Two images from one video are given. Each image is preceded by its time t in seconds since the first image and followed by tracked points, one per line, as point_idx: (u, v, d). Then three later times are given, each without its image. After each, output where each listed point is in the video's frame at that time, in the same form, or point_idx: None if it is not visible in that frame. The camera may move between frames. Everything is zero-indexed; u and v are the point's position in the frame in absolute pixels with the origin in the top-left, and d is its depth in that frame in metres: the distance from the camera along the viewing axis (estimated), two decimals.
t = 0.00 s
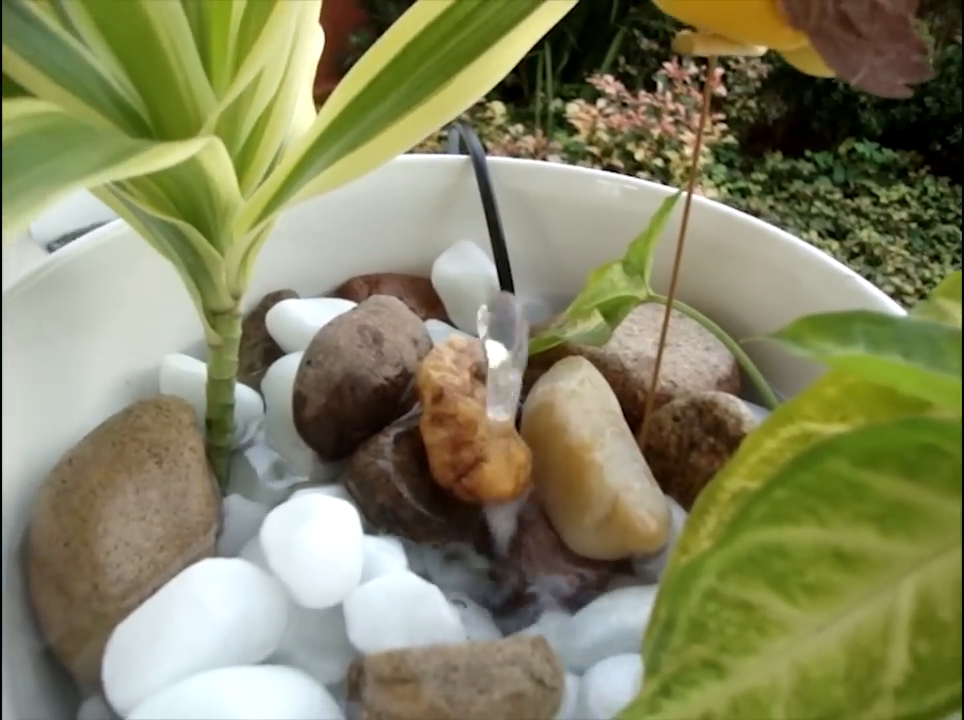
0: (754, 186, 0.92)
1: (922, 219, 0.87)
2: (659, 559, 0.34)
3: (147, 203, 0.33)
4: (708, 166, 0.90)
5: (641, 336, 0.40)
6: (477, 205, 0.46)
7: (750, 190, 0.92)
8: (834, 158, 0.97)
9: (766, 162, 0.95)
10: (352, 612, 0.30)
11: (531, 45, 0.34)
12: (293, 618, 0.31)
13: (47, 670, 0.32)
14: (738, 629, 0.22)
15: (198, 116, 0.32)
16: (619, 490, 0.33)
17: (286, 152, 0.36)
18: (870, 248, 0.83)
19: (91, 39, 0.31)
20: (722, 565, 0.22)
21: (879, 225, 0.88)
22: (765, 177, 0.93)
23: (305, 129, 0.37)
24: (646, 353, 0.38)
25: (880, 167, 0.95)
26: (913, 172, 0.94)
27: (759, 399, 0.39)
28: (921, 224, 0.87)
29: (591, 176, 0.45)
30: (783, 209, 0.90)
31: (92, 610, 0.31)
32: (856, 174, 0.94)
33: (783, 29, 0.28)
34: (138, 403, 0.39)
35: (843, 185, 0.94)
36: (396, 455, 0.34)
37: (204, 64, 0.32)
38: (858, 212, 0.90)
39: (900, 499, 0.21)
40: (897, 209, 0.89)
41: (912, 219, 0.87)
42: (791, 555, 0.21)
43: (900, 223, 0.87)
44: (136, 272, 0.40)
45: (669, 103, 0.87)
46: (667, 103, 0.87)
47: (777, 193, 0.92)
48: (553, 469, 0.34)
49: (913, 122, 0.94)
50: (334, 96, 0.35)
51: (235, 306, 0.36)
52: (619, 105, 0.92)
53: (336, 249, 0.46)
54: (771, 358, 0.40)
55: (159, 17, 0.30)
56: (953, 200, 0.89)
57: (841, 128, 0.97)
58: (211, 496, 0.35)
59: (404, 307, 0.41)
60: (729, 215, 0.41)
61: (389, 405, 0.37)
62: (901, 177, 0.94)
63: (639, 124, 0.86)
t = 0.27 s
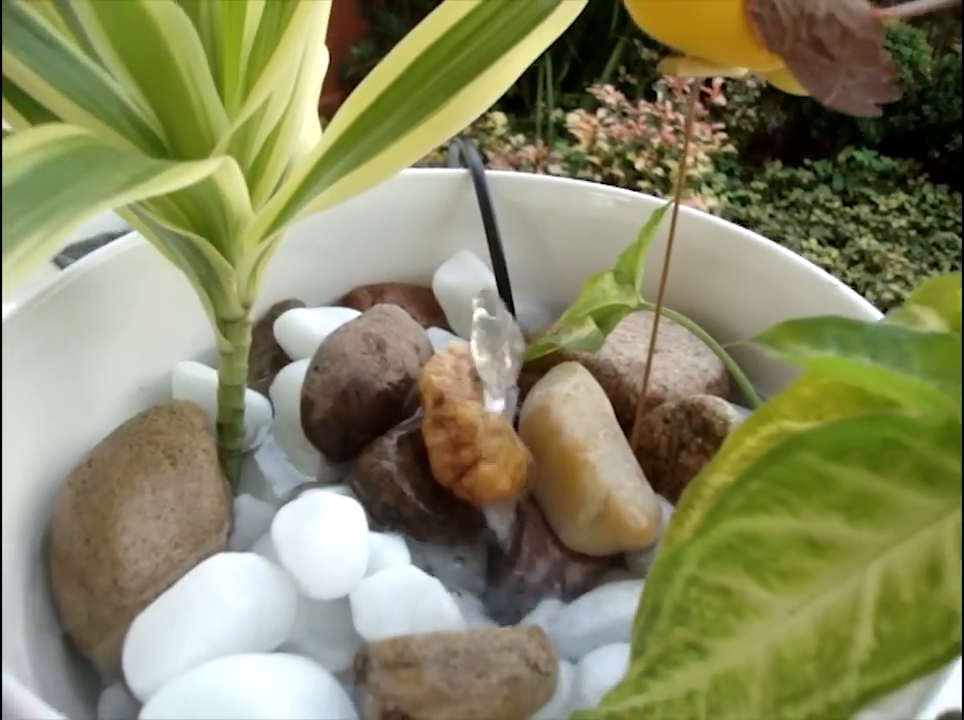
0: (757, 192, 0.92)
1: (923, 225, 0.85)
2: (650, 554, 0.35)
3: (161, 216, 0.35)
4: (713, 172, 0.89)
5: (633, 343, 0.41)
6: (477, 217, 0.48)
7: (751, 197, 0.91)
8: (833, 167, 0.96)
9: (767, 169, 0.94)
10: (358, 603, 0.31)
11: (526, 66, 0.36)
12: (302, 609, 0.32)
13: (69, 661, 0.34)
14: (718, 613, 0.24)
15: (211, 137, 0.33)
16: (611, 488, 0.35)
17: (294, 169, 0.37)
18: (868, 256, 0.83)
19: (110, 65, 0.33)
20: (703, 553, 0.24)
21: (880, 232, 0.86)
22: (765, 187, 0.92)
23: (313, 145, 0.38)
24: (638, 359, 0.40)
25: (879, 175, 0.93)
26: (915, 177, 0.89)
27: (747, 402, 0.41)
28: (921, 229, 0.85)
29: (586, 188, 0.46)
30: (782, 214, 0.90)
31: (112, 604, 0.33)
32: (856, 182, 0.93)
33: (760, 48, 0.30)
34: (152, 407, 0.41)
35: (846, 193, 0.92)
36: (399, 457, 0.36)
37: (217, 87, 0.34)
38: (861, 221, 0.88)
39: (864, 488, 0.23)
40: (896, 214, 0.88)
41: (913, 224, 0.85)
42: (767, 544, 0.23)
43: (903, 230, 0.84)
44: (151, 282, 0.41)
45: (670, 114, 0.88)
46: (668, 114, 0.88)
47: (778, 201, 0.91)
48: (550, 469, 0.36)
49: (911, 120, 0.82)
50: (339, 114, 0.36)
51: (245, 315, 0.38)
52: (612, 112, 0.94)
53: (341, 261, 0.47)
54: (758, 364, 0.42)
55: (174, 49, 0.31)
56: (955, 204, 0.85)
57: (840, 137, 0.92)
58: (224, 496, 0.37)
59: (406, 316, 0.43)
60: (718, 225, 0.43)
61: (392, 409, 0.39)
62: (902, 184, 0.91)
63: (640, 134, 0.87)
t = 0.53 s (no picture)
0: (745, 201, 1.01)
1: (912, 230, 0.99)
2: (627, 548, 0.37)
3: (163, 235, 0.37)
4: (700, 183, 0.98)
5: (612, 349, 0.43)
6: (463, 230, 0.50)
7: (743, 203, 1.02)
8: (824, 172, 1.05)
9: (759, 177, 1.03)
10: (351, 597, 0.33)
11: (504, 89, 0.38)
12: (298, 603, 0.35)
13: (81, 655, 0.36)
14: (681, 598, 0.25)
15: (210, 162, 0.35)
16: (589, 487, 0.37)
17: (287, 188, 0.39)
18: (860, 261, 0.97)
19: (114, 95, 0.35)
20: (666, 543, 0.25)
21: (870, 238, 0.99)
22: (757, 190, 1.02)
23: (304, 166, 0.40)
24: (616, 364, 0.42)
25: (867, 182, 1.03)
26: (903, 183, 1.00)
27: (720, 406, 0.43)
28: (910, 234, 0.99)
29: (566, 202, 0.48)
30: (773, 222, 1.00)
31: (120, 601, 0.35)
32: (846, 188, 1.04)
33: (716, 75, 0.32)
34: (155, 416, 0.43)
35: (836, 198, 1.04)
36: (390, 459, 0.38)
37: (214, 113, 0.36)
38: (851, 227, 1.01)
39: (809, 481, 0.25)
40: (884, 220, 1.00)
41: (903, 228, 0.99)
42: (724, 534, 0.25)
43: (893, 236, 0.99)
44: (153, 296, 0.43)
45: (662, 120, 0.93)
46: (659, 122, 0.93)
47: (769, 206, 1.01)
48: (532, 470, 0.38)
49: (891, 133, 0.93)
50: (328, 136, 0.38)
51: (243, 327, 0.40)
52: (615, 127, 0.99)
53: (332, 275, 0.49)
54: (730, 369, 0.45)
55: (176, 81, 0.33)
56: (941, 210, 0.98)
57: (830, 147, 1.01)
58: (224, 499, 0.39)
59: (396, 327, 0.45)
60: (689, 235, 0.45)
61: (382, 415, 0.41)
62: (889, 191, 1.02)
63: (631, 142, 0.92)
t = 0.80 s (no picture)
0: (731, 209, 0.91)
1: (898, 237, 0.88)
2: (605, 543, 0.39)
3: (164, 244, 0.39)
4: (692, 187, 0.91)
5: (592, 353, 0.45)
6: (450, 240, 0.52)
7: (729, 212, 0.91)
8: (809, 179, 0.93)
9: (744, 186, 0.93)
10: (344, 588, 0.35)
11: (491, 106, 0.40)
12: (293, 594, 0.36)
13: (85, 646, 0.38)
14: (651, 583, 0.27)
15: (210, 174, 0.37)
16: (569, 485, 0.38)
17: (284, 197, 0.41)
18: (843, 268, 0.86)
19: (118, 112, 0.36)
20: (637, 534, 0.27)
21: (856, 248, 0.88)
22: (745, 200, 0.92)
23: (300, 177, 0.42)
24: (596, 368, 0.44)
25: (855, 187, 0.92)
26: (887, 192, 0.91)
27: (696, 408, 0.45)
28: (896, 243, 0.88)
29: (548, 212, 0.50)
30: (758, 232, 0.90)
31: (123, 593, 0.37)
32: (834, 195, 0.91)
33: (688, 94, 0.33)
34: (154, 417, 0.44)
35: (822, 206, 0.91)
36: (380, 458, 0.40)
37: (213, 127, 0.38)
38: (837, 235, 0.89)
39: (771, 474, 0.27)
40: (870, 228, 0.89)
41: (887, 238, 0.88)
42: (691, 524, 0.27)
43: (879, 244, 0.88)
44: (152, 302, 0.45)
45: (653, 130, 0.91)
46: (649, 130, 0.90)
47: (756, 214, 0.91)
48: (516, 469, 0.40)
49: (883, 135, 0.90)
50: (325, 145, 0.40)
51: (239, 331, 0.42)
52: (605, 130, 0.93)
53: (324, 281, 0.51)
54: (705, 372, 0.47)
55: (178, 100, 0.35)
56: (931, 220, 0.88)
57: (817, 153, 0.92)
58: (222, 497, 0.41)
59: (386, 332, 0.47)
60: (665, 244, 0.47)
61: (373, 417, 0.43)
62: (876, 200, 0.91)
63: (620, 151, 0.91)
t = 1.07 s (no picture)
0: (727, 214, 0.73)
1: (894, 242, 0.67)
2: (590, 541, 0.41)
3: (167, 252, 0.40)
4: (688, 192, 0.74)
5: (579, 359, 0.47)
6: (442, 249, 0.53)
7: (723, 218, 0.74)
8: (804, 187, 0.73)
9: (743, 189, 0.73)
10: (339, 583, 0.37)
11: (483, 119, 0.42)
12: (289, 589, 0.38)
13: (88, 641, 0.39)
14: (630, 577, 0.29)
15: (210, 186, 0.39)
16: (555, 486, 0.40)
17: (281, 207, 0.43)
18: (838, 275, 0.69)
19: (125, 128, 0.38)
20: (616, 531, 0.28)
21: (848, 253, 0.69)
22: (740, 205, 0.73)
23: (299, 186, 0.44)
24: (583, 374, 0.46)
25: (849, 194, 0.69)
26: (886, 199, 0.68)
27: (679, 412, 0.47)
28: (892, 248, 0.67)
29: (538, 222, 0.52)
30: (756, 239, 0.73)
31: (126, 588, 0.38)
32: (828, 201, 0.70)
33: (666, 111, 0.35)
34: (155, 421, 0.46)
35: (816, 212, 0.71)
36: (374, 460, 0.41)
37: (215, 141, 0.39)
38: (832, 241, 0.71)
39: (743, 472, 0.28)
40: (866, 234, 0.68)
41: (882, 244, 0.67)
42: (667, 520, 0.28)
43: (871, 250, 0.68)
44: (153, 309, 0.46)
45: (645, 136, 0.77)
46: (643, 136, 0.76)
47: (752, 221, 0.73)
48: (505, 469, 0.41)
49: (877, 142, 0.68)
50: (324, 155, 0.41)
51: (238, 338, 0.43)
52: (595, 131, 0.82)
53: (320, 289, 0.53)
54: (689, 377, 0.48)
55: (182, 117, 0.36)
56: (926, 226, 0.65)
57: (810, 156, 0.71)
58: (221, 498, 0.42)
59: (380, 338, 0.48)
60: (649, 252, 0.48)
61: (368, 420, 0.45)
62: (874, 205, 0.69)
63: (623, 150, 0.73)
